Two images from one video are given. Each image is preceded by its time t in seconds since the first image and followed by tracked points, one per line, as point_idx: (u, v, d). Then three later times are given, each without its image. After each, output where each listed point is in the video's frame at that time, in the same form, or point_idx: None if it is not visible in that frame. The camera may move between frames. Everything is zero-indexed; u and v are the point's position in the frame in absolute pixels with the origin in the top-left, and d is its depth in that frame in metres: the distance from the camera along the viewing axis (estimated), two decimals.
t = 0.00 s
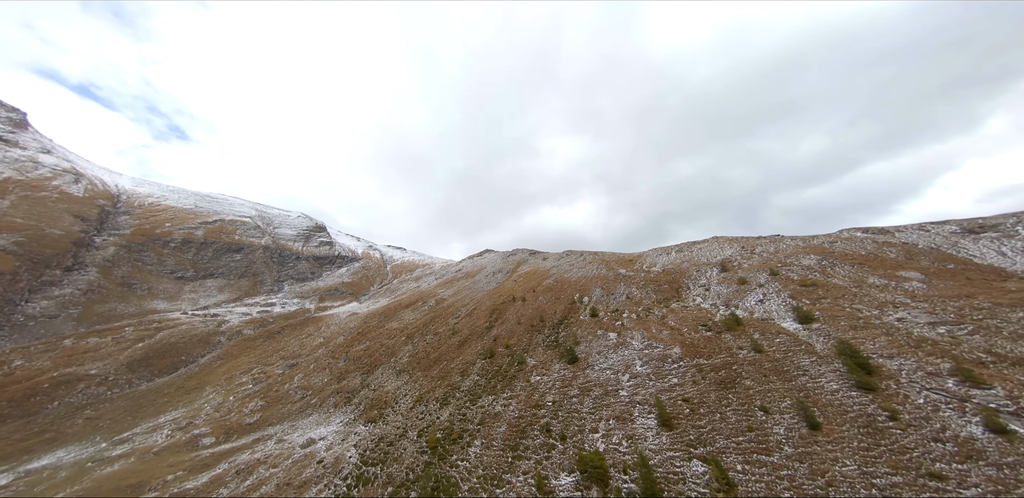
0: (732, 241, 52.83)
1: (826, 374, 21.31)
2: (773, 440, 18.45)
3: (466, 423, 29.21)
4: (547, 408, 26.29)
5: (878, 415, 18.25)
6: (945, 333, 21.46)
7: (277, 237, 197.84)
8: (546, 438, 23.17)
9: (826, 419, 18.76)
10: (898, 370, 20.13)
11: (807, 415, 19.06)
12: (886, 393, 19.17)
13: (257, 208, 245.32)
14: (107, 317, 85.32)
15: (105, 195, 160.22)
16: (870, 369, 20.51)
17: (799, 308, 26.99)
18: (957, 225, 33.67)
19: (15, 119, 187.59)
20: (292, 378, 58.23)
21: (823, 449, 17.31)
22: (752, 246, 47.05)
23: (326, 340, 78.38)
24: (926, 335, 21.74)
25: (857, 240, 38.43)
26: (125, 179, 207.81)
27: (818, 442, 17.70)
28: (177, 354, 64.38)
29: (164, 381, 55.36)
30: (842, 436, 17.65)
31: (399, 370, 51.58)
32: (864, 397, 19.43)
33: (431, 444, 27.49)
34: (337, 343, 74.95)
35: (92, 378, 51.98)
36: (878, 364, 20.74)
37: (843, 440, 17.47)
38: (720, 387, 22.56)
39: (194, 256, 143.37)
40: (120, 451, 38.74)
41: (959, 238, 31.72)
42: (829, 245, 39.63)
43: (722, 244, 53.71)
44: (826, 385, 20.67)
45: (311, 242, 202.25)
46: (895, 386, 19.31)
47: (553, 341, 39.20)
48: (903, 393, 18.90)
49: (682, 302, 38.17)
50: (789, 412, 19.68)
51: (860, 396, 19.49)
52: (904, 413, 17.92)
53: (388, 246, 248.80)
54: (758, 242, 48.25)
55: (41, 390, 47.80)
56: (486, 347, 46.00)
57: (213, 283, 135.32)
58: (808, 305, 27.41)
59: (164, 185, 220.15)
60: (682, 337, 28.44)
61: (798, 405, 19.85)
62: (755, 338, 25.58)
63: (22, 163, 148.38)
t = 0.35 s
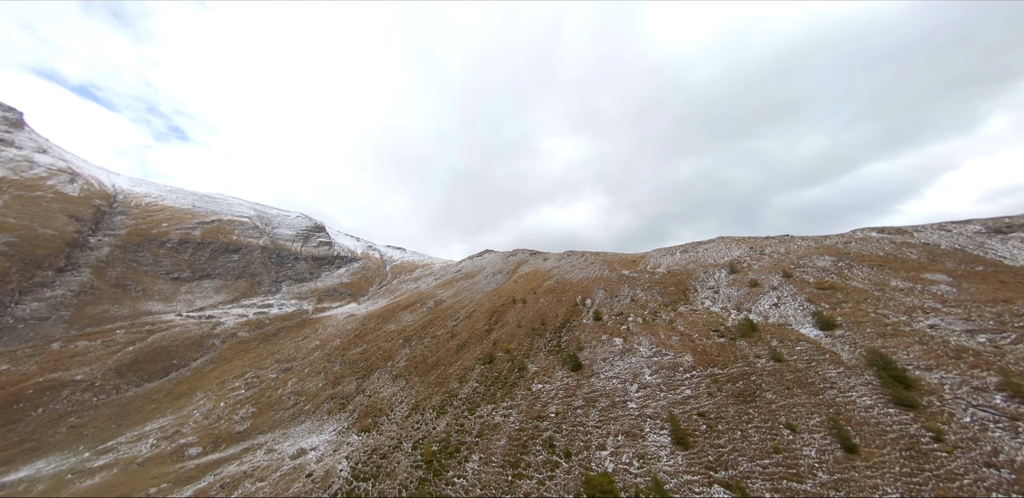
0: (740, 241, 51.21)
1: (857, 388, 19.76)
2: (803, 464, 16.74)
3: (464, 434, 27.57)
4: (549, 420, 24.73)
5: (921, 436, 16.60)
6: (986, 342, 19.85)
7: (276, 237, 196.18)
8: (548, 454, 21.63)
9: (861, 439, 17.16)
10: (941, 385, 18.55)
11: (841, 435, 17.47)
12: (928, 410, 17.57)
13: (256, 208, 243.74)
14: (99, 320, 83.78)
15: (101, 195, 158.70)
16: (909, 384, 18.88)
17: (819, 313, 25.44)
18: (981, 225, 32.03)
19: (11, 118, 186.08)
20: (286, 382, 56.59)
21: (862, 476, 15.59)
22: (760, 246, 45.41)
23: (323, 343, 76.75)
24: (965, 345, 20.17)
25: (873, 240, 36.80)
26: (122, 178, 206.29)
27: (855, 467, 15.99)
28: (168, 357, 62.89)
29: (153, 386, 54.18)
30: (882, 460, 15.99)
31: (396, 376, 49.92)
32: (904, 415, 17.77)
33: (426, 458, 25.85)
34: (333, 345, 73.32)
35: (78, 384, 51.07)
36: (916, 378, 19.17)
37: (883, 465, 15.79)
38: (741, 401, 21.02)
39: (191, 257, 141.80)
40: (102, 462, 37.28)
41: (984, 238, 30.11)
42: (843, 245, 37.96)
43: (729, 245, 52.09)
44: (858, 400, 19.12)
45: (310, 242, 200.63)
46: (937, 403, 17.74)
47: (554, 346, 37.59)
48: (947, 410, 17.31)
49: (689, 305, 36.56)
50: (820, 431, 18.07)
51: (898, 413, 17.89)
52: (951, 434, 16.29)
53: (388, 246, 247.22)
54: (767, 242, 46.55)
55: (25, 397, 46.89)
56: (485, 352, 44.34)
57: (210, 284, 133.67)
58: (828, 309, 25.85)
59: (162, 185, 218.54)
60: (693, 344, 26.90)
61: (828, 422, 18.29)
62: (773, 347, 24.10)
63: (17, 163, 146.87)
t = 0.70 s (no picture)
0: (747, 241, 49.70)
1: (893, 403, 18.29)
2: (839, 491, 15.13)
3: (461, 447, 25.94)
4: (552, 433, 23.19)
5: (970, 460, 15.00)
6: None
7: (274, 237, 194.60)
8: (552, 472, 20.02)
9: (902, 461, 15.57)
10: (988, 400, 17.00)
11: (878, 457, 15.89)
12: (975, 430, 16.01)
13: (255, 208, 242.18)
14: (91, 322, 82.23)
15: (97, 194, 157.14)
16: (953, 400, 17.33)
17: (842, 319, 24.07)
18: (1007, 224, 30.42)
19: (6, 117, 184.27)
20: (280, 386, 55.07)
21: None
22: (770, 246, 43.88)
23: (319, 345, 75.23)
24: (1008, 355, 18.69)
25: (890, 240, 35.16)
26: (119, 178, 204.59)
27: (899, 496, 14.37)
28: (160, 360, 61.47)
29: (142, 391, 53.41)
30: (928, 487, 14.36)
31: (392, 381, 48.30)
32: (949, 435, 16.19)
33: (420, 473, 24.20)
34: (330, 348, 71.80)
35: (63, 390, 50.26)
36: (958, 391, 17.67)
37: (930, 494, 14.15)
38: (763, 417, 19.58)
39: (187, 257, 140.25)
40: (84, 472, 35.96)
41: (1012, 237, 28.49)
42: (858, 245, 36.32)
43: (736, 245, 50.58)
44: (894, 417, 17.63)
45: (309, 242, 199.08)
46: (985, 422, 16.18)
47: (556, 352, 35.98)
48: (997, 430, 15.74)
49: (697, 308, 34.96)
50: (855, 452, 16.52)
51: (940, 432, 16.38)
52: (1004, 458, 14.68)
53: (388, 246, 245.66)
54: (776, 242, 44.83)
55: (9, 402, 46.00)
56: (484, 356, 42.72)
57: (206, 284, 132.05)
58: (852, 315, 24.48)
59: (159, 185, 216.93)
60: (706, 351, 25.51)
61: (862, 443, 16.78)
62: (794, 356, 22.87)
63: (12, 163, 145.34)
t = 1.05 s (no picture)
0: (755, 241, 48.27)
1: (935, 421, 16.88)
2: None
3: (457, 460, 24.33)
4: (556, 447, 21.70)
5: None
6: None
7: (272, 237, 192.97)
8: (556, 493, 18.45)
9: (952, 489, 14.02)
10: None
11: (924, 483, 14.33)
12: None
13: (253, 207, 240.47)
14: (83, 323, 80.67)
15: (92, 194, 155.56)
16: (1002, 418, 15.88)
17: (868, 325, 22.90)
18: None
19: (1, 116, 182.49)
20: (273, 390, 53.53)
21: None
22: (779, 246, 42.40)
23: (315, 347, 73.68)
24: None
25: (908, 239, 33.51)
26: (116, 177, 202.78)
27: None
28: (150, 364, 60.26)
29: (130, 396, 52.34)
30: None
31: (388, 385, 46.63)
32: (1001, 459, 14.69)
33: (413, 489, 22.58)
34: (326, 350, 70.28)
35: (49, 394, 48.98)
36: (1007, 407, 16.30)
37: None
38: (789, 435, 18.16)
39: (184, 257, 138.67)
40: (65, 483, 34.59)
41: None
42: (874, 245, 34.63)
43: (743, 244, 49.15)
44: (937, 437, 16.19)
45: (308, 242, 197.55)
46: None
47: (557, 358, 34.50)
48: None
49: (706, 311, 33.35)
50: (896, 477, 14.99)
51: (991, 455, 14.90)
52: None
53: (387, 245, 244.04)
54: (787, 242, 43.13)
55: None
56: (483, 360, 41.13)
57: (203, 285, 130.43)
58: (879, 320, 23.21)
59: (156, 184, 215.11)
60: (719, 359, 24.52)
61: (902, 467, 15.28)
62: (818, 364, 21.75)
63: (6, 162, 143.68)
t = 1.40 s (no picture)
0: (763, 241, 46.77)
1: (987, 443, 15.37)
2: None
3: (453, 475, 22.78)
4: (559, 463, 20.36)
5: None
6: None
7: (271, 237, 191.32)
8: None
9: None
10: None
11: None
12: None
13: (252, 207, 238.99)
14: (75, 324, 79.21)
15: (88, 193, 154.03)
16: None
17: (898, 332, 21.61)
18: None
19: None
20: (266, 394, 52.04)
21: None
22: (789, 245, 40.93)
23: (311, 349, 72.18)
24: None
25: (927, 238, 31.98)
26: (113, 176, 201.35)
27: None
28: (141, 367, 59.13)
29: (119, 400, 51.52)
30: None
31: (383, 390, 45.02)
32: None
33: None
34: (322, 352, 68.80)
35: (34, 399, 48.01)
36: None
37: None
38: (820, 457, 16.73)
39: (180, 257, 137.12)
40: (46, 493, 33.36)
41: None
42: (892, 244, 33.08)
43: (751, 244, 47.66)
44: (990, 461, 14.71)
45: (307, 242, 195.89)
46: None
47: (559, 363, 33.03)
48: None
49: (715, 314, 31.71)
50: None
51: None
52: None
53: (387, 245, 242.37)
54: (797, 241, 41.44)
55: None
56: (483, 365, 39.58)
57: (200, 285, 128.86)
58: (910, 326, 21.88)
59: (153, 183, 213.38)
60: (735, 367, 23.36)
61: (952, 494, 13.84)
62: (846, 375, 20.49)
63: None
